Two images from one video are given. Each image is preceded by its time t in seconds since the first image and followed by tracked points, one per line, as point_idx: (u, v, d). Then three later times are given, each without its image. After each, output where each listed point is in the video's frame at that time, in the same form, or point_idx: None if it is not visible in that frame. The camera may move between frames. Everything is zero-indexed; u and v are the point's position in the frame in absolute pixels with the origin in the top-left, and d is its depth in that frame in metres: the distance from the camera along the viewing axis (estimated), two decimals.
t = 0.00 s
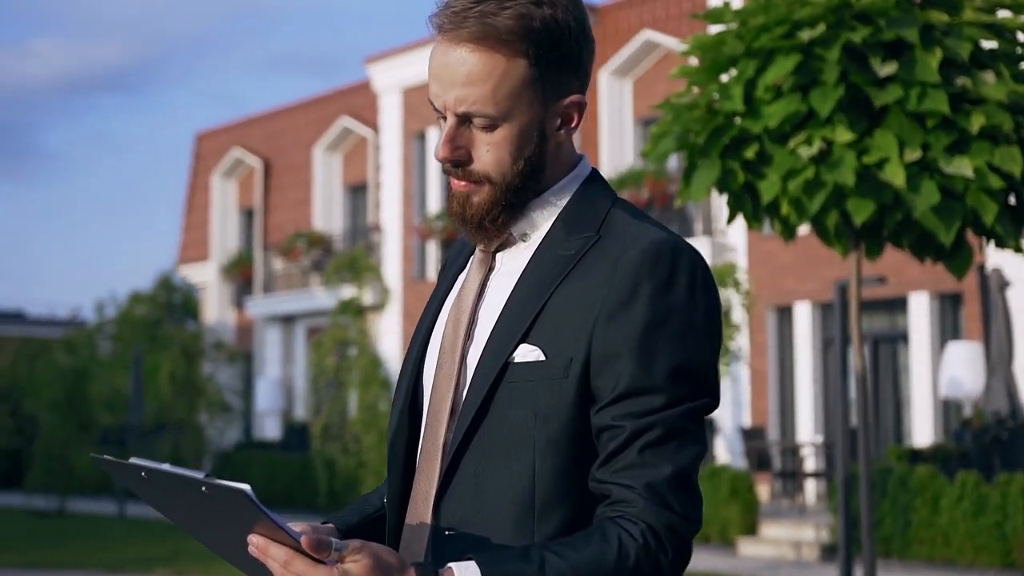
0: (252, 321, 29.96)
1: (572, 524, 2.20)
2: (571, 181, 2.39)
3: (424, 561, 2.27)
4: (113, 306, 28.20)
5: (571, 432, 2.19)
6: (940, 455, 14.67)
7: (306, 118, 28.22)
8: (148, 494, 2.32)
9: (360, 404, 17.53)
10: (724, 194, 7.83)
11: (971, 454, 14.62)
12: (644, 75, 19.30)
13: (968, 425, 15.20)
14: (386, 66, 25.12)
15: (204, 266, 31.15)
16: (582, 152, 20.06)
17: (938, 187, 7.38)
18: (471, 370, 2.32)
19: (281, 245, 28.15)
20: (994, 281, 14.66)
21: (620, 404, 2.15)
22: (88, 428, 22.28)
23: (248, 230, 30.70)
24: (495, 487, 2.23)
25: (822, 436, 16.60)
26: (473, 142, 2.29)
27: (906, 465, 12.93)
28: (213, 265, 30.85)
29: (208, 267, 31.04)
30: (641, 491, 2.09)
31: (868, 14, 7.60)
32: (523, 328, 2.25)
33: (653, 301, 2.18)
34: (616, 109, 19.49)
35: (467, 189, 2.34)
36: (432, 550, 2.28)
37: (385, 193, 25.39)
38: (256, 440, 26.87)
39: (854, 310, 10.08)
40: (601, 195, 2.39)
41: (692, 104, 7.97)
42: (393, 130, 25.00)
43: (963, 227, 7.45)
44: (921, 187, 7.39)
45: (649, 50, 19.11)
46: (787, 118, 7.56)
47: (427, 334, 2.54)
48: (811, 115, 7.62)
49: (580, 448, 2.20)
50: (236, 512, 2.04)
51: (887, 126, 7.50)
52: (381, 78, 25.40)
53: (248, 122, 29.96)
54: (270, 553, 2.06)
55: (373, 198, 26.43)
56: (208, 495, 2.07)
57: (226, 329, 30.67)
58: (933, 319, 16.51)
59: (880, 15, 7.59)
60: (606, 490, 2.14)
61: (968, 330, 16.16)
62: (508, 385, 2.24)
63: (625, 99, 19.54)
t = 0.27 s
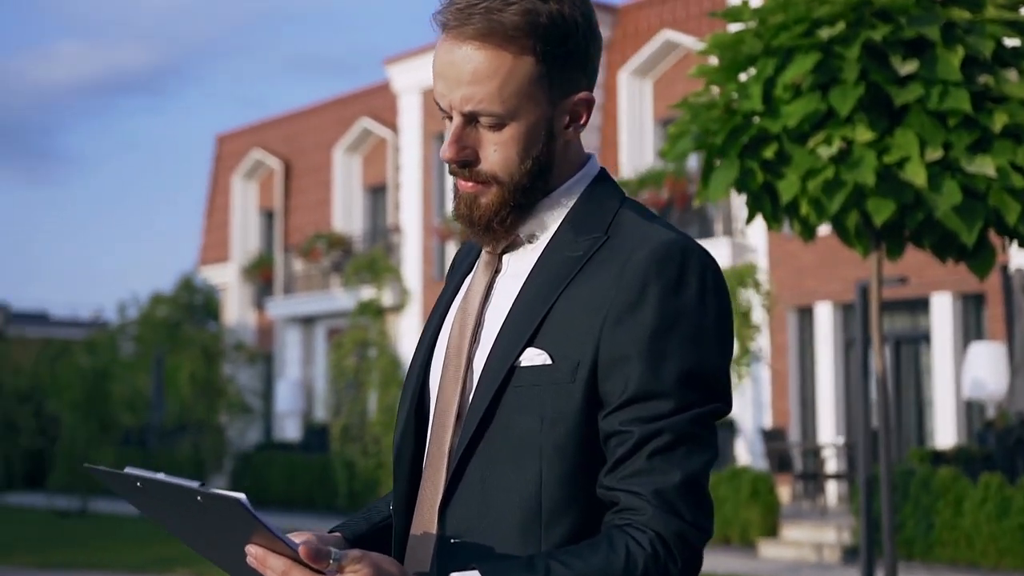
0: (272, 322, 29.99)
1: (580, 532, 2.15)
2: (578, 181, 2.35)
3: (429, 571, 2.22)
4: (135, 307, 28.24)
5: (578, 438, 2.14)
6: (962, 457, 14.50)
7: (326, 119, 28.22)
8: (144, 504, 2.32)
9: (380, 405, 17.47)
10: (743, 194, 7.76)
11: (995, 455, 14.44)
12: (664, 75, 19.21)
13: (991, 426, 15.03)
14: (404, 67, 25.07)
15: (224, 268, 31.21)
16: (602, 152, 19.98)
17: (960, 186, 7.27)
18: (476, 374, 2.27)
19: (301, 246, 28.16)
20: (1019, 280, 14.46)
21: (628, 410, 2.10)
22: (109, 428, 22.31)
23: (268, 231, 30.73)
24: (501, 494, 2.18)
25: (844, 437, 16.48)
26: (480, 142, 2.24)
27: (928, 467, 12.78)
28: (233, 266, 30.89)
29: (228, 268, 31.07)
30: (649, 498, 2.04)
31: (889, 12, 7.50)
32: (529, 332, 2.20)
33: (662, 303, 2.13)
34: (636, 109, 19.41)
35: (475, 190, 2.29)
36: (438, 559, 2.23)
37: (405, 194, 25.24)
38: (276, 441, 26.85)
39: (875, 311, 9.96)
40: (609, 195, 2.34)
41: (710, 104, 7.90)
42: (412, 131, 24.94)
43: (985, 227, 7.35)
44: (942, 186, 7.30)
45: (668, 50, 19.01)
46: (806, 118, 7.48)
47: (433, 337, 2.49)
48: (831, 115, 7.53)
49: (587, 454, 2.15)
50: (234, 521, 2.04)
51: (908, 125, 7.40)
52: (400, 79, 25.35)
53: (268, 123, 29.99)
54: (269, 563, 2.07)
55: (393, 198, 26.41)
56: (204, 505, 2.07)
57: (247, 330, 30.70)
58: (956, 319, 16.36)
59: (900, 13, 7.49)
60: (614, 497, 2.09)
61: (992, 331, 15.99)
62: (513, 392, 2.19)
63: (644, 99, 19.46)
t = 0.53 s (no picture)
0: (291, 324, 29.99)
1: (586, 541, 2.10)
2: (585, 181, 2.32)
3: None
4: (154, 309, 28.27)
5: (584, 446, 2.09)
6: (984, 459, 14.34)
7: (345, 121, 28.23)
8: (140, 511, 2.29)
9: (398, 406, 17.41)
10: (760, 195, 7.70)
11: (1017, 458, 14.28)
12: (682, 76, 19.13)
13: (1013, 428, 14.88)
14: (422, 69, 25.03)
15: (243, 270, 31.24)
16: (620, 152, 19.90)
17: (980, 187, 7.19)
18: (481, 380, 2.23)
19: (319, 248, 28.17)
20: None
21: (635, 416, 2.05)
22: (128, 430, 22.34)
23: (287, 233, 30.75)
24: (504, 501, 2.13)
25: (864, 439, 16.37)
26: (487, 143, 2.21)
27: (949, 470, 12.60)
28: (252, 268, 30.91)
29: (247, 270, 31.09)
30: (657, 507, 1.99)
31: (909, 10, 7.41)
32: (534, 337, 2.15)
33: (670, 307, 2.08)
34: (655, 108, 19.35)
35: (482, 193, 2.26)
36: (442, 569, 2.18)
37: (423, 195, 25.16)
38: (294, 443, 26.83)
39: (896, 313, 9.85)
40: (616, 197, 2.31)
41: (726, 104, 7.84)
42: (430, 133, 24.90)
43: (1005, 228, 7.26)
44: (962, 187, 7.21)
45: (687, 51, 18.93)
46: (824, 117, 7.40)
47: (438, 342, 2.46)
48: (849, 115, 7.45)
49: (593, 462, 2.10)
50: (231, 530, 2.02)
51: (928, 124, 7.32)
52: (418, 81, 25.31)
53: (287, 126, 30.02)
54: (265, 571, 2.05)
55: (411, 200, 26.40)
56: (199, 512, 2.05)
57: (266, 332, 30.71)
58: (977, 321, 16.22)
59: (920, 11, 7.41)
60: (621, 505, 2.05)
61: (1014, 332, 15.84)
62: (518, 398, 2.14)
63: (663, 101, 19.39)
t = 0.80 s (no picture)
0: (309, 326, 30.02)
1: (590, 551, 2.06)
2: (592, 181, 2.28)
3: None
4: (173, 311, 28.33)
5: (588, 454, 2.05)
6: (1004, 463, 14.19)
7: (362, 124, 28.22)
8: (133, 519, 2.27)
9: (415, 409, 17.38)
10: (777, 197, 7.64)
11: None
12: (700, 78, 19.04)
13: None
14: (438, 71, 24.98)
15: (260, 272, 31.28)
16: (637, 154, 19.81)
17: (1000, 188, 7.10)
18: (485, 386, 2.19)
19: (337, 250, 28.17)
20: None
21: (640, 422, 2.01)
22: (146, 433, 22.42)
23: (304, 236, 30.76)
24: (507, 509, 2.10)
25: (882, 442, 16.26)
26: (493, 142, 2.18)
27: (969, 473, 12.44)
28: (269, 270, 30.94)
29: (265, 272, 31.12)
30: (663, 515, 1.95)
31: (927, 10, 7.33)
32: (538, 342, 2.11)
33: (677, 311, 2.04)
34: (672, 110, 19.27)
35: (489, 194, 2.22)
36: None
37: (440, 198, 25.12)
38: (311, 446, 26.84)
39: (914, 315, 9.77)
40: (623, 199, 2.26)
41: (742, 105, 7.77)
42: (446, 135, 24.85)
43: None
44: (980, 188, 7.13)
45: (704, 52, 18.84)
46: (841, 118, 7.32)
47: (443, 348, 2.43)
48: (867, 115, 7.38)
49: (598, 469, 2.06)
50: (224, 538, 2.00)
51: (946, 125, 7.24)
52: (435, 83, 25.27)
53: (304, 129, 30.05)
54: None
55: (428, 202, 26.39)
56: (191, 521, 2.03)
57: (283, 334, 30.74)
58: (997, 323, 16.09)
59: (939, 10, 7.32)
60: (626, 514, 2.01)
61: None
62: (521, 404, 2.11)
63: (680, 103, 19.31)
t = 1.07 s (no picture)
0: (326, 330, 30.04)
1: (595, 562, 2.03)
2: (598, 182, 2.25)
3: None
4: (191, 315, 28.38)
5: (594, 462, 2.02)
6: None
7: (379, 128, 28.22)
8: (127, 530, 2.30)
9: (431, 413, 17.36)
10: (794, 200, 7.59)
11: None
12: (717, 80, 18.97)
13: None
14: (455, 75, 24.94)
15: (278, 276, 31.34)
16: (655, 157, 19.73)
17: (1018, 190, 7.04)
18: (489, 392, 2.17)
19: (354, 255, 28.17)
20: None
21: (647, 430, 1.97)
22: (163, 438, 22.69)
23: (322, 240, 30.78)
24: (511, 518, 2.08)
25: (902, 447, 16.14)
26: (501, 144, 2.13)
27: (992, 479, 12.23)
28: (287, 274, 30.99)
29: (282, 276, 31.17)
30: (669, 526, 1.91)
31: (945, 11, 7.25)
32: (542, 348, 2.09)
33: (684, 315, 2.00)
34: (689, 113, 19.20)
35: (498, 198, 2.18)
36: None
37: (457, 201, 25.08)
38: (329, 450, 26.86)
39: (934, 318, 9.66)
40: (630, 200, 2.23)
41: (758, 107, 7.71)
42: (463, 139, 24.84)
43: None
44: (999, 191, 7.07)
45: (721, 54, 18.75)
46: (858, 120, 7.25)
47: (446, 350, 2.40)
48: (884, 118, 7.30)
49: (603, 476, 2.03)
50: (221, 548, 2.02)
51: (964, 127, 7.17)
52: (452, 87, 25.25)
53: (321, 133, 30.06)
54: None
55: (445, 206, 26.37)
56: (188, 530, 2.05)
57: (301, 338, 30.77)
58: (1017, 327, 15.93)
59: (957, 11, 7.24)
60: (632, 524, 1.97)
61: None
62: (525, 411, 2.08)
63: (697, 106, 19.24)
